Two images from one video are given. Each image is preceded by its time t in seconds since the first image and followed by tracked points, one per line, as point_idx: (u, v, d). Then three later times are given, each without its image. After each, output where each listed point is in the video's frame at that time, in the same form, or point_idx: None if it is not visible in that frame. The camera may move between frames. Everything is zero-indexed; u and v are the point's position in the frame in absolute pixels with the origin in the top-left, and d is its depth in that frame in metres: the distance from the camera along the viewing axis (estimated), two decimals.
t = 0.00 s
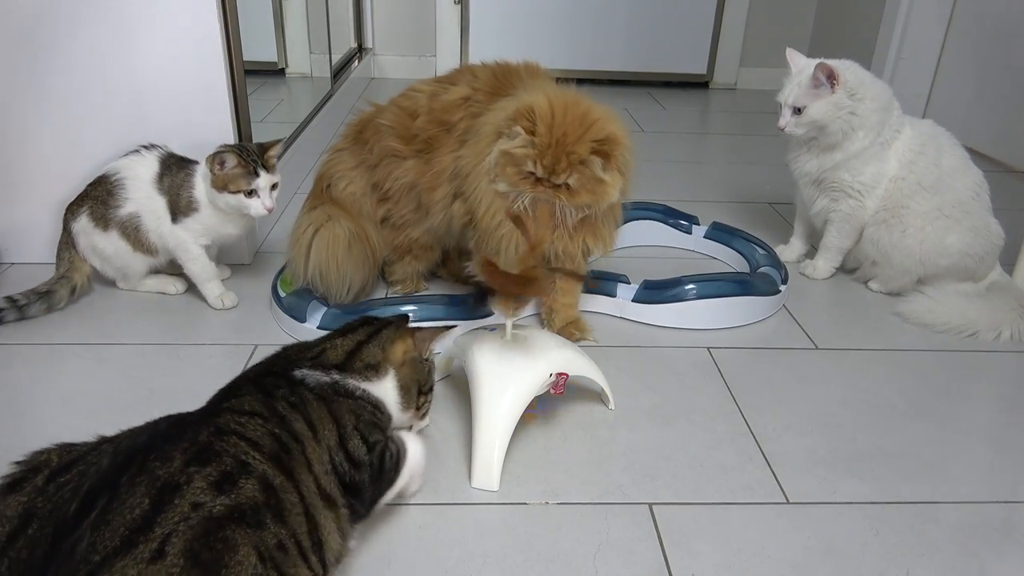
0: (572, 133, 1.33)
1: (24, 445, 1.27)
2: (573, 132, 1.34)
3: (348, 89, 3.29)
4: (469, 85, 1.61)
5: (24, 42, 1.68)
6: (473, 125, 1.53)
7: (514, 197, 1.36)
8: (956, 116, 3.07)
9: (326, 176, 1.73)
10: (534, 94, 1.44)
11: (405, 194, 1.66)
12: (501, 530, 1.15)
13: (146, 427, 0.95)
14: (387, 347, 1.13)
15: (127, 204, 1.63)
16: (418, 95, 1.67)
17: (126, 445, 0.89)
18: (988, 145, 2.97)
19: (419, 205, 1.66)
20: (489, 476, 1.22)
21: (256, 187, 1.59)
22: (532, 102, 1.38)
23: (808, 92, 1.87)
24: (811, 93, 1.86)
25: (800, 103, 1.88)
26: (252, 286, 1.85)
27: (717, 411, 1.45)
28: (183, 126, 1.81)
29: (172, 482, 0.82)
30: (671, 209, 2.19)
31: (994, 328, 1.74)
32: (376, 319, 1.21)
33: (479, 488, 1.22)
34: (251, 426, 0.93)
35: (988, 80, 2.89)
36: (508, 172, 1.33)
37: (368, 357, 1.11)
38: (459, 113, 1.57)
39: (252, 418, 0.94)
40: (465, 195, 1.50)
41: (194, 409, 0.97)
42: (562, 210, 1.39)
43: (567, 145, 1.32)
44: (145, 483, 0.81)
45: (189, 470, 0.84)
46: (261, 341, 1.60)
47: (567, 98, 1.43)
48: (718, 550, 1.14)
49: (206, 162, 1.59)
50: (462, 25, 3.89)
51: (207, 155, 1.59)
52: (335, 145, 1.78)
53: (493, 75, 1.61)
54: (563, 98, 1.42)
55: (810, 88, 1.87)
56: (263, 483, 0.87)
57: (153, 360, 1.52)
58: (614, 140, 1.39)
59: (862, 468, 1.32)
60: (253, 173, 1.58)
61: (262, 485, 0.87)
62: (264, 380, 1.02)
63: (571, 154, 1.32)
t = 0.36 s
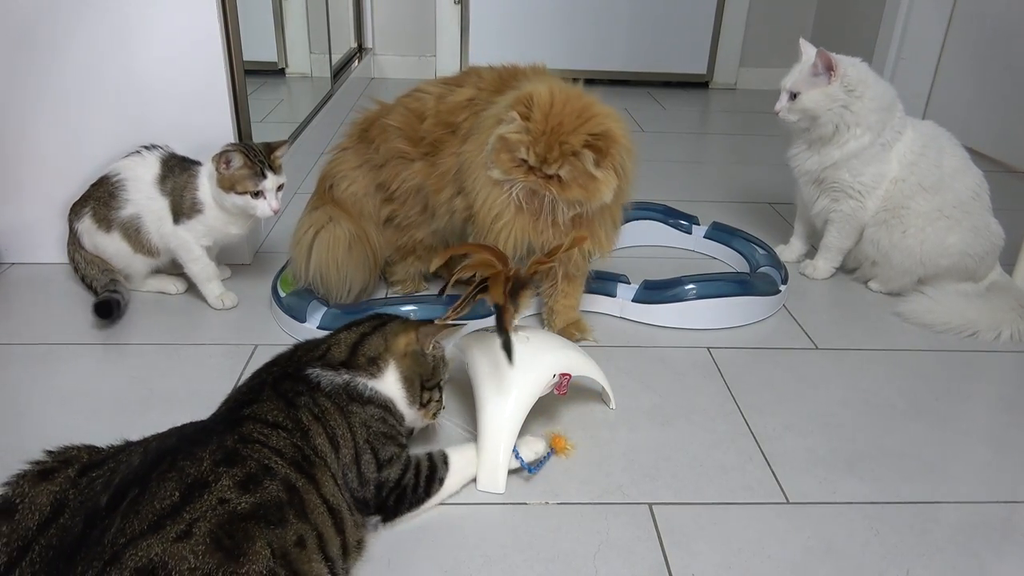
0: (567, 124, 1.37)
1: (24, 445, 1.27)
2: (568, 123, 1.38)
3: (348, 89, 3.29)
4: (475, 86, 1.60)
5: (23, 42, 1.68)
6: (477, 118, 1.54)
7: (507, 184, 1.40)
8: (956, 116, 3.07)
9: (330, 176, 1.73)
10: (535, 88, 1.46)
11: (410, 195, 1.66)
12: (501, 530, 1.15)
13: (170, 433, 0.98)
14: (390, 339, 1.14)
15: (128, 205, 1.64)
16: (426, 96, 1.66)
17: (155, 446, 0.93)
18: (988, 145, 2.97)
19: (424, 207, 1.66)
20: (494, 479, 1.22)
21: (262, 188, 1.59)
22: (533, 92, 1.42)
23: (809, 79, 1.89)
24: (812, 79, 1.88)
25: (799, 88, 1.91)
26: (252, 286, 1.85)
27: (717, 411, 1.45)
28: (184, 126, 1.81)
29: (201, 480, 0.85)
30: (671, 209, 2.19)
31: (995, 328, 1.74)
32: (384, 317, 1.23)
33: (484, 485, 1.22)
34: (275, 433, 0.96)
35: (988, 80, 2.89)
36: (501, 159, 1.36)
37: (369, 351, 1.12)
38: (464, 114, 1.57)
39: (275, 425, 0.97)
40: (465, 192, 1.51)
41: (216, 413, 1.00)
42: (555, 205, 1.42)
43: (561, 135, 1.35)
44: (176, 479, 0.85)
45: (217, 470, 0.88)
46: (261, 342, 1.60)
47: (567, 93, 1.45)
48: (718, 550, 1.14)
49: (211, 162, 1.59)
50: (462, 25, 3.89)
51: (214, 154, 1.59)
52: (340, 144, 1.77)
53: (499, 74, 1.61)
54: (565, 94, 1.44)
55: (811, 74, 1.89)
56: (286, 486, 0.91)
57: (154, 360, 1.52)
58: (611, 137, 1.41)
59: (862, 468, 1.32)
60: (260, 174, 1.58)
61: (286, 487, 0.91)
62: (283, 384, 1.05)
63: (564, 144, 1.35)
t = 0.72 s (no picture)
0: (529, 137, 1.33)
1: (23, 445, 1.27)
2: (532, 135, 1.33)
3: (348, 89, 3.29)
4: (475, 88, 1.60)
5: (23, 42, 1.68)
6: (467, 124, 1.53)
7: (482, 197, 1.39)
8: (956, 116, 3.07)
9: (331, 177, 1.73)
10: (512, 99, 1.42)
11: (412, 197, 1.65)
12: (500, 530, 1.15)
13: (161, 433, 0.98)
14: (386, 351, 1.12)
15: (133, 206, 1.63)
16: (428, 97, 1.65)
17: (149, 445, 0.92)
18: (988, 145, 2.97)
19: (425, 209, 1.66)
20: (494, 480, 1.22)
21: (266, 211, 1.58)
22: (503, 104, 1.39)
23: (810, 70, 1.92)
24: (813, 70, 1.91)
25: (800, 78, 1.93)
26: (252, 286, 1.85)
27: (717, 411, 1.45)
28: (184, 126, 1.81)
29: (197, 476, 0.85)
30: (671, 209, 2.19)
31: (995, 328, 1.74)
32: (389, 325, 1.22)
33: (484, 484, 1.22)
34: (262, 428, 0.96)
35: (988, 80, 2.89)
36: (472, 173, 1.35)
37: (362, 359, 1.11)
38: (463, 117, 1.56)
39: (262, 420, 0.97)
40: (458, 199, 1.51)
41: (203, 413, 0.99)
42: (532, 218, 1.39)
43: (522, 149, 1.31)
44: (173, 476, 0.85)
45: (213, 465, 0.87)
46: (261, 342, 1.60)
47: (541, 105, 1.41)
48: (718, 550, 1.14)
49: (219, 177, 1.59)
50: (462, 25, 3.89)
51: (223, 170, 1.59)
52: (342, 144, 1.78)
53: (499, 77, 1.60)
54: (537, 104, 1.41)
55: (814, 65, 1.92)
56: (280, 480, 0.91)
57: (154, 360, 1.52)
58: (578, 149, 1.35)
59: (862, 468, 1.32)
60: (264, 196, 1.57)
61: (279, 482, 0.90)
62: (270, 382, 1.04)
63: (525, 158, 1.31)
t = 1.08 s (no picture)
0: (502, 169, 1.30)
1: (23, 444, 1.27)
2: (505, 167, 1.31)
3: (348, 90, 3.29)
4: (472, 94, 1.56)
5: (23, 42, 1.68)
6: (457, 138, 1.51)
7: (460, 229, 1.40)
8: (956, 116, 3.07)
9: (331, 176, 1.73)
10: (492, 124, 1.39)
11: (411, 200, 1.63)
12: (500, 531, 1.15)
13: (156, 436, 0.97)
14: (406, 381, 1.11)
15: (145, 205, 1.63)
16: (430, 101, 1.63)
17: (144, 448, 0.92)
18: (988, 145, 2.97)
19: (421, 216, 1.65)
20: (494, 479, 1.21)
21: (275, 227, 1.59)
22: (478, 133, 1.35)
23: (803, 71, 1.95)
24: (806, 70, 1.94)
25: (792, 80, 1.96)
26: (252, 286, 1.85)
27: (716, 411, 1.45)
28: (184, 126, 1.82)
29: (191, 479, 0.86)
30: (671, 209, 2.19)
31: (995, 328, 1.74)
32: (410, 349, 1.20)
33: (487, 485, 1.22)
34: (260, 434, 0.95)
35: (988, 80, 2.89)
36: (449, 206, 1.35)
37: (381, 386, 1.09)
38: (459, 125, 1.53)
39: (261, 426, 0.97)
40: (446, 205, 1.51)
41: (203, 415, 1.00)
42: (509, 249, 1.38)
43: (496, 181, 1.29)
44: (167, 479, 0.85)
45: (206, 468, 0.88)
46: (261, 342, 1.60)
47: (518, 133, 1.37)
48: (718, 550, 1.14)
49: (231, 190, 1.59)
50: (461, 26, 3.89)
51: (234, 183, 1.59)
52: (344, 143, 1.77)
53: (496, 83, 1.56)
54: (516, 132, 1.37)
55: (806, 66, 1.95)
56: (276, 484, 0.91)
57: (154, 360, 1.52)
58: (553, 181, 1.32)
59: (861, 468, 1.32)
60: (274, 212, 1.58)
61: (275, 485, 0.90)
62: (273, 390, 1.03)
63: (499, 190, 1.29)
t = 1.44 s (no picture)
0: (520, 159, 1.33)
1: (24, 444, 1.27)
2: (522, 158, 1.33)
3: (348, 90, 3.29)
4: (473, 100, 1.56)
5: (23, 42, 1.68)
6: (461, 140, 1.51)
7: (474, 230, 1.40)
8: (956, 116, 3.07)
9: (332, 175, 1.73)
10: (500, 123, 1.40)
11: (415, 203, 1.64)
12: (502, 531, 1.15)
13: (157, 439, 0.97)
14: (414, 403, 1.11)
15: (145, 209, 1.64)
16: (432, 106, 1.63)
17: (146, 452, 0.92)
18: (988, 145, 2.97)
19: (425, 217, 1.65)
20: (495, 479, 1.21)
21: (273, 228, 1.58)
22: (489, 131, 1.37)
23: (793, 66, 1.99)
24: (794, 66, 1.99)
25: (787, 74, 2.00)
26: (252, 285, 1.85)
27: (717, 411, 1.45)
28: (185, 126, 1.81)
29: (193, 485, 0.86)
30: (671, 209, 2.19)
31: (995, 328, 1.74)
32: (415, 368, 1.20)
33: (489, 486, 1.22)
34: (265, 441, 0.96)
35: (988, 80, 2.89)
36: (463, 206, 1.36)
37: (395, 406, 1.10)
38: (460, 130, 1.52)
39: (266, 433, 0.97)
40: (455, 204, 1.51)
41: (210, 419, 1.00)
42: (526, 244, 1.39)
43: (515, 171, 1.31)
44: (170, 484, 0.85)
45: (209, 474, 0.88)
46: (261, 342, 1.60)
47: (530, 127, 1.39)
48: (718, 550, 1.14)
49: (229, 193, 1.59)
50: (461, 26, 3.90)
51: (232, 185, 1.58)
52: (346, 141, 1.77)
53: (496, 89, 1.56)
54: (527, 128, 1.39)
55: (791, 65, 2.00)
56: (279, 491, 0.91)
57: (154, 360, 1.52)
58: (571, 169, 1.34)
59: (861, 468, 1.32)
60: (272, 214, 1.57)
61: (278, 492, 0.91)
62: (282, 396, 1.04)
63: (519, 180, 1.31)
